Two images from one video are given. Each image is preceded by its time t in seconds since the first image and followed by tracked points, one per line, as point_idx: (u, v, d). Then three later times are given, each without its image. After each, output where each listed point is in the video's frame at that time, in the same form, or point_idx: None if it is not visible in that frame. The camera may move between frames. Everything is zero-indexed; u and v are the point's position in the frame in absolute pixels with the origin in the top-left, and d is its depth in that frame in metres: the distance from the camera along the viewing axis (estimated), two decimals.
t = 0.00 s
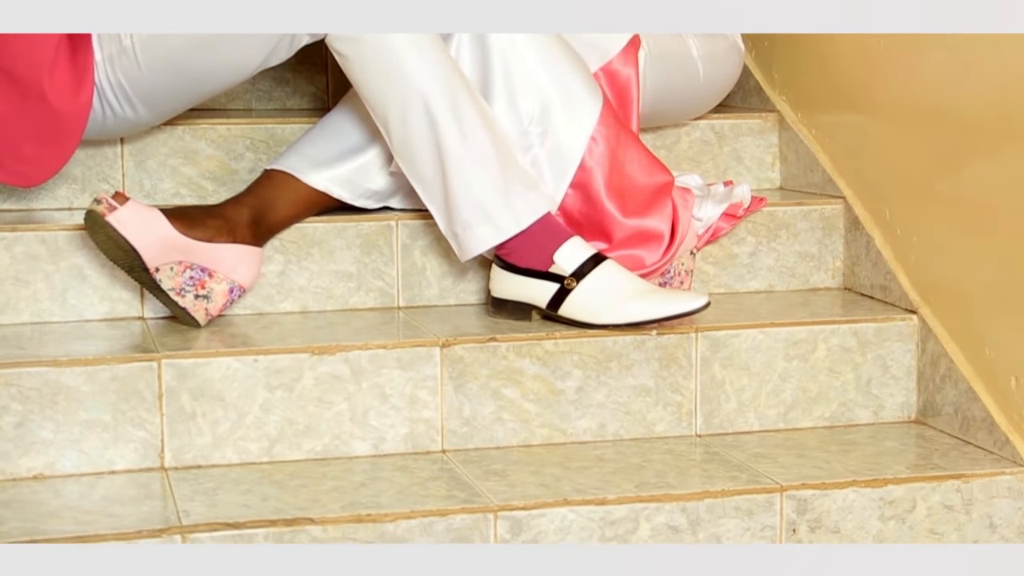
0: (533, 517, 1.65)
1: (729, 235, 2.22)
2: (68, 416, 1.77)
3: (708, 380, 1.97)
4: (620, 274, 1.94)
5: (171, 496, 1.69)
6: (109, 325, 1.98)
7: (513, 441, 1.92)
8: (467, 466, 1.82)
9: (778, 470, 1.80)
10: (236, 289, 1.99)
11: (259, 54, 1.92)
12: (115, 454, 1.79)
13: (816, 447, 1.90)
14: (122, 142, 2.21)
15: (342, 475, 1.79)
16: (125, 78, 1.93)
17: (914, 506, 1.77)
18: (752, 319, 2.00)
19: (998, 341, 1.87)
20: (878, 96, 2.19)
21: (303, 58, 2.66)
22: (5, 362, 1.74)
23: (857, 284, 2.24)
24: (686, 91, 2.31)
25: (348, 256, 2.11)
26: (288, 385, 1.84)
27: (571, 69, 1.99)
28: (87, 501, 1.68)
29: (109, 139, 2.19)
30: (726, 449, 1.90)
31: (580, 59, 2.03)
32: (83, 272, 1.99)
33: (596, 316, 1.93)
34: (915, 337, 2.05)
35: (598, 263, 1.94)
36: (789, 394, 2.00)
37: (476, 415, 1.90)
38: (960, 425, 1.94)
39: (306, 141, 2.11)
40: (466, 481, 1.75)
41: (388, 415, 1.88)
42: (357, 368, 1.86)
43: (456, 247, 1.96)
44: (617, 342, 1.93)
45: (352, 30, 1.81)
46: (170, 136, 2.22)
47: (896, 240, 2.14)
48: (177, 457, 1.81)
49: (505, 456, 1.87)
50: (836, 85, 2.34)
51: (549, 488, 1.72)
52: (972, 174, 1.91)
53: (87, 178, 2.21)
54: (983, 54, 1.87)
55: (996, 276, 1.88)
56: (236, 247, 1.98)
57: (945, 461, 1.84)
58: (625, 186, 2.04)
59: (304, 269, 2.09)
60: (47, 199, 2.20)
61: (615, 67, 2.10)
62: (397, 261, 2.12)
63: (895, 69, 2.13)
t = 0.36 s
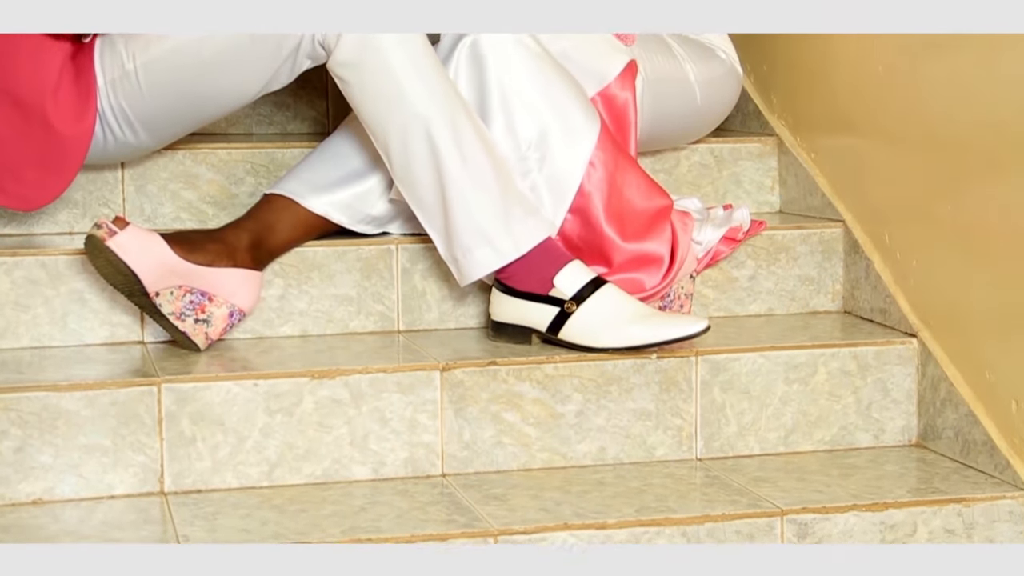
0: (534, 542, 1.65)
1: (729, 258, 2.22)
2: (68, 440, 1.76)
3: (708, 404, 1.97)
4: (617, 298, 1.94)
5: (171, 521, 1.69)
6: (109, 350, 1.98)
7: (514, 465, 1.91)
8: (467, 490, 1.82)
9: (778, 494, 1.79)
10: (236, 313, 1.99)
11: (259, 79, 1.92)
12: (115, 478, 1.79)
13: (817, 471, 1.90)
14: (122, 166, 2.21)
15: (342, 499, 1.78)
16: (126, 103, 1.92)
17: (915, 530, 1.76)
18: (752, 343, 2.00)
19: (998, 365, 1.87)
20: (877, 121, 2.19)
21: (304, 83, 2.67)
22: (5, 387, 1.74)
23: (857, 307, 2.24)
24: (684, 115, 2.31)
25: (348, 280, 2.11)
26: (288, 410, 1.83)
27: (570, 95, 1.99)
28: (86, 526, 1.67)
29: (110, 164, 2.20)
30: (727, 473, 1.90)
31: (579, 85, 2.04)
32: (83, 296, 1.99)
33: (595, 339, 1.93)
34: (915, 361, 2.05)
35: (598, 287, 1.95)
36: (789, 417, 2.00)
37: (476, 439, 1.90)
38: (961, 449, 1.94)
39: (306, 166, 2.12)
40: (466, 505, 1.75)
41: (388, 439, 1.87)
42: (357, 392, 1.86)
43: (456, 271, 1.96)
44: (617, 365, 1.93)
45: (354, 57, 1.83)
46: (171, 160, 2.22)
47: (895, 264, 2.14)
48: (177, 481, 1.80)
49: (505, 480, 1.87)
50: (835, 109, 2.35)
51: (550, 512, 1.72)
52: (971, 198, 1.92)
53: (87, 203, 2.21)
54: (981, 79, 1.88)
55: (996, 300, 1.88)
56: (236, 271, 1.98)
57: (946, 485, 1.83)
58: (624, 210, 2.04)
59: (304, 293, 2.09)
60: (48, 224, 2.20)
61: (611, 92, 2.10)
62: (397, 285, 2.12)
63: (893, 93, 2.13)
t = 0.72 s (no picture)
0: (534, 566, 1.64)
1: (729, 282, 2.22)
2: (67, 465, 1.76)
3: (708, 428, 1.97)
4: (619, 322, 1.95)
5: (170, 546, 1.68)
6: (108, 374, 1.98)
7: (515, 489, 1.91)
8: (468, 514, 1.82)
9: (779, 518, 1.79)
10: (236, 337, 1.99)
11: (258, 106, 1.93)
12: (114, 503, 1.78)
13: (818, 495, 1.90)
14: (123, 191, 2.21)
15: (342, 524, 1.78)
16: (127, 127, 1.92)
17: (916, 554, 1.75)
18: (752, 367, 2.00)
19: (998, 389, 1.87)
20: (876, 146, 2.20)
21: (304, 108, 2.68)
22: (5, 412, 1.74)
23: (857, 331, 2.24)
24: (684, 141, 2.32)
25: (349, 304, 2.12)
26: (288, 434, 1.83)
27: (570, 120, 2.00)
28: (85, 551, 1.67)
29: (110, 189, 2.20)
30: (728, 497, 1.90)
31: (580, 110, 2.05)
32: (83, 321, 1.99)
33: (595, 364, 1.93)
34: (916, 385, 2.05)
35: (598, 311, 1.95)
36: (789, 441, 2.00)
37: (476, 464, 1.89)
38: (962, 473, 1.93)
39: (306, 191, 2.12)
40: (466, 530, 1.75)
41: (388, 463, 1.87)
42: (358, 416, 1.86)
43: (455, 295, 1.97)
44: (617, 390, 1.93)
45: (354, 82, 1.84)
46: (171, 185, 2.23)
47: (895, 288, 2.14)
48: (177, 506, 1.80)
49: (505, 505, 1.86)
50: (835, 133, 2.35)
51: (550, 537, 1.71)
52: (970, 222, 1.92)
53: (88, 228, 2.21)
54: (979, 104, 1.89)
55: (996, 324, 1.88)
56: (236, 296, 1.98)
57: (947, 509, 1.83)
58: (624, 235, 2.04)
59: (304, 317, 2.09)
60: (48, 248, 2.20)
61: (612, 116, 2.11)
62: (397, 309, 2.13)
63: (893, 117, 2.14)
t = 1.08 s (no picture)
0: None
1: (741, 301, 2.22)
2: (80, 484, 1.76)
3: (720, 448, 1.96)
4: (631, 341, 1.94)
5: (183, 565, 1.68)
6: (121, 394, 1.99)
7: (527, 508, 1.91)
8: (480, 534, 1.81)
9: (792, 538, 1.78)
10: (249, 357, 1.99)
11: (268, 125, 1.93)
12: (127, 523, 1.78)
13: (831, 515, 1.89)
14: (136, 212, 2.22)
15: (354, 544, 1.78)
16: (139, 148, 1.93)
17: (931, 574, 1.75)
18: (764, 387, 2.00)
19: (1010, 408, 1.87)
20: (887, 167, 2.20)
21: (316, 128, 2.69)
22: (18, 431, 1.74)
23: (869, 350, 2.23)
24: (696, 160, 2.32)
25: (361, 323, 2.12)
26: (301, 454, 1.83)
27: (584, 139, 2.00)
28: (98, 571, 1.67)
29: (124, 210, 2.21)
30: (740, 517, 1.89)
31: (593, 128, 2.06)
32: (96, 340, 2.00)
33: (608, 384, 1.93)
34: (929, 404, 2.05)
35: (610, 330, 1.95)
36: (802, 460, 1.99)
37: (488, 483, 1.89)
38: (976, 493, 1.92)
39: (318, 211, 2.13)
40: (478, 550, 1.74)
41: (401, 483, 1.87)
42: (370, 436, 1.86)
43: (467, 315, 1.97)
44: (629, 410, 1.93)
45: (365, 103, 1.85)
46: (184, 205, 2.24)
47: (907, 307, 2.14)
48: (189, 526, 1.80)
49: (518, 525, 1.86)
50: (846, 153, 2.36)
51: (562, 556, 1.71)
52: (981, 243, 1.92)
53: (101, 248, 2.22)
54: (989, 125, 1.89)
55: (1007, 343, 1.87)
56: (249, 315, 1.98)
57: (962, 529, 1.82)
58: (636, 254, 2.04)
59: (316, 337, 2.09)
60: (61, 268, 2.21)
61: (625, 135, 2.11)
62: (409, 328, 2.13)
63: (904, 137, 2.14)
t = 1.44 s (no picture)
0: None
1: (783, 313, 2.20)
2: (125, 495, 1.78)
3: (763, 461, 1.95)
4: (673, 353, 1.93)
5: None
6: (165, 406, 2.00)
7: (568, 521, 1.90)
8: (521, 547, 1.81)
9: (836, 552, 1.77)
10: (292, 369, 2.01)
11: (311, 139, 1.94)
12: (171, 534, 1.80)
13: (875, 529, 1.87)
14: (181, 224, 2.24)
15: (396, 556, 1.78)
16: (182, 161, 1.95)
17: None
18: (807, 400, 1.99)
19: None
20: (931, 179, 2.18)
21: (357, 140, 2.70)
22: (65, 443, 1.76)
23: (913, 363, 2.21)
24: (738, 172, 2.31)
25: (403, 336, 2.13)
26: (342, 465, 1.84)
27: (627, 151, 2.00)
28: None
29: (168, 223, 2.23)
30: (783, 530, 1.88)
31: (636, 140, 2.05)
32: (141, 352, 2.02)
33: (649, 397, 1.92)
34: (974, 418, 2.03)
35: (651, 342, 1.94)
36: (845, 474, 1.98)
37: (529, 496, 1.89)
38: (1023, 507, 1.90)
39: (361, 223, 2.14)
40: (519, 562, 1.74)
41: (442, 494, 1.87)
42: (411, 447, 1.86)
43: (508, 327, 1.97)
44: (671, 422, 1.93)
45: (406, 118, 1.86)
46: (227, 218, 2.26)
47: (951, 320, 2.12)
48: (232, 537, 1.81)
49: (559, 538, 1.86)
50: (888, 165, 2.34)
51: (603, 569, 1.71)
52: None
53: (145, 260, 2.24)
54: None
55: None
56: (292, 327, 2.00)
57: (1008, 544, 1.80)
58: (678, 267, 2.03)
59: (358, 349, 2.11)
60: (106, 280, 2.23)
61: (668, 148, 2.11)
62: (450, 340, 2.14)
63: (948, 149, 2.12)
